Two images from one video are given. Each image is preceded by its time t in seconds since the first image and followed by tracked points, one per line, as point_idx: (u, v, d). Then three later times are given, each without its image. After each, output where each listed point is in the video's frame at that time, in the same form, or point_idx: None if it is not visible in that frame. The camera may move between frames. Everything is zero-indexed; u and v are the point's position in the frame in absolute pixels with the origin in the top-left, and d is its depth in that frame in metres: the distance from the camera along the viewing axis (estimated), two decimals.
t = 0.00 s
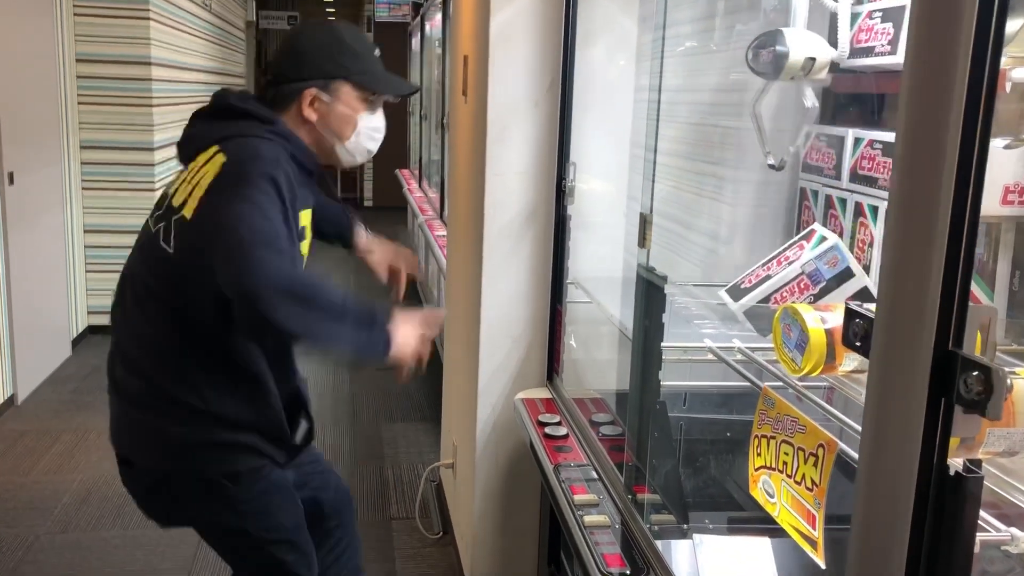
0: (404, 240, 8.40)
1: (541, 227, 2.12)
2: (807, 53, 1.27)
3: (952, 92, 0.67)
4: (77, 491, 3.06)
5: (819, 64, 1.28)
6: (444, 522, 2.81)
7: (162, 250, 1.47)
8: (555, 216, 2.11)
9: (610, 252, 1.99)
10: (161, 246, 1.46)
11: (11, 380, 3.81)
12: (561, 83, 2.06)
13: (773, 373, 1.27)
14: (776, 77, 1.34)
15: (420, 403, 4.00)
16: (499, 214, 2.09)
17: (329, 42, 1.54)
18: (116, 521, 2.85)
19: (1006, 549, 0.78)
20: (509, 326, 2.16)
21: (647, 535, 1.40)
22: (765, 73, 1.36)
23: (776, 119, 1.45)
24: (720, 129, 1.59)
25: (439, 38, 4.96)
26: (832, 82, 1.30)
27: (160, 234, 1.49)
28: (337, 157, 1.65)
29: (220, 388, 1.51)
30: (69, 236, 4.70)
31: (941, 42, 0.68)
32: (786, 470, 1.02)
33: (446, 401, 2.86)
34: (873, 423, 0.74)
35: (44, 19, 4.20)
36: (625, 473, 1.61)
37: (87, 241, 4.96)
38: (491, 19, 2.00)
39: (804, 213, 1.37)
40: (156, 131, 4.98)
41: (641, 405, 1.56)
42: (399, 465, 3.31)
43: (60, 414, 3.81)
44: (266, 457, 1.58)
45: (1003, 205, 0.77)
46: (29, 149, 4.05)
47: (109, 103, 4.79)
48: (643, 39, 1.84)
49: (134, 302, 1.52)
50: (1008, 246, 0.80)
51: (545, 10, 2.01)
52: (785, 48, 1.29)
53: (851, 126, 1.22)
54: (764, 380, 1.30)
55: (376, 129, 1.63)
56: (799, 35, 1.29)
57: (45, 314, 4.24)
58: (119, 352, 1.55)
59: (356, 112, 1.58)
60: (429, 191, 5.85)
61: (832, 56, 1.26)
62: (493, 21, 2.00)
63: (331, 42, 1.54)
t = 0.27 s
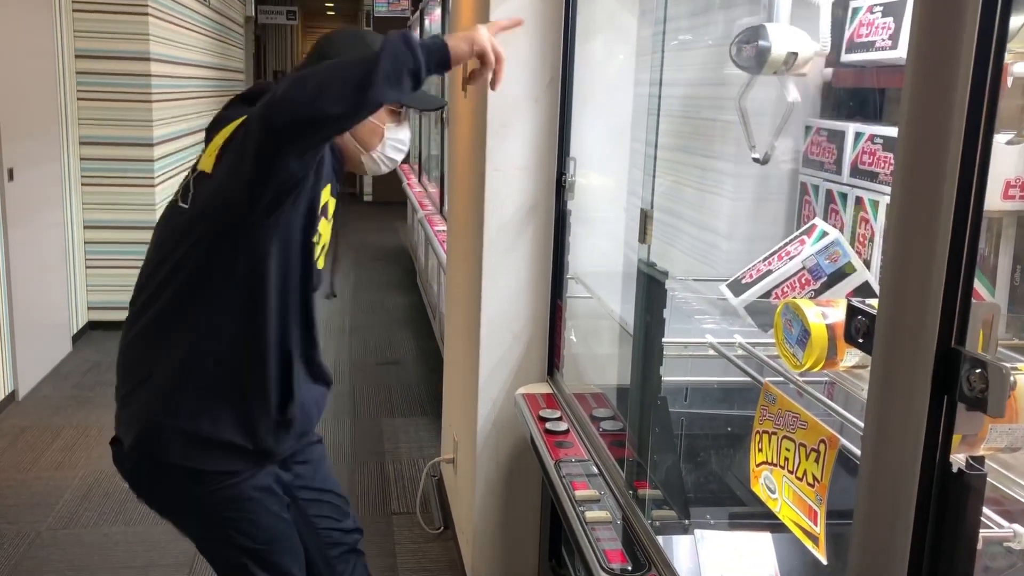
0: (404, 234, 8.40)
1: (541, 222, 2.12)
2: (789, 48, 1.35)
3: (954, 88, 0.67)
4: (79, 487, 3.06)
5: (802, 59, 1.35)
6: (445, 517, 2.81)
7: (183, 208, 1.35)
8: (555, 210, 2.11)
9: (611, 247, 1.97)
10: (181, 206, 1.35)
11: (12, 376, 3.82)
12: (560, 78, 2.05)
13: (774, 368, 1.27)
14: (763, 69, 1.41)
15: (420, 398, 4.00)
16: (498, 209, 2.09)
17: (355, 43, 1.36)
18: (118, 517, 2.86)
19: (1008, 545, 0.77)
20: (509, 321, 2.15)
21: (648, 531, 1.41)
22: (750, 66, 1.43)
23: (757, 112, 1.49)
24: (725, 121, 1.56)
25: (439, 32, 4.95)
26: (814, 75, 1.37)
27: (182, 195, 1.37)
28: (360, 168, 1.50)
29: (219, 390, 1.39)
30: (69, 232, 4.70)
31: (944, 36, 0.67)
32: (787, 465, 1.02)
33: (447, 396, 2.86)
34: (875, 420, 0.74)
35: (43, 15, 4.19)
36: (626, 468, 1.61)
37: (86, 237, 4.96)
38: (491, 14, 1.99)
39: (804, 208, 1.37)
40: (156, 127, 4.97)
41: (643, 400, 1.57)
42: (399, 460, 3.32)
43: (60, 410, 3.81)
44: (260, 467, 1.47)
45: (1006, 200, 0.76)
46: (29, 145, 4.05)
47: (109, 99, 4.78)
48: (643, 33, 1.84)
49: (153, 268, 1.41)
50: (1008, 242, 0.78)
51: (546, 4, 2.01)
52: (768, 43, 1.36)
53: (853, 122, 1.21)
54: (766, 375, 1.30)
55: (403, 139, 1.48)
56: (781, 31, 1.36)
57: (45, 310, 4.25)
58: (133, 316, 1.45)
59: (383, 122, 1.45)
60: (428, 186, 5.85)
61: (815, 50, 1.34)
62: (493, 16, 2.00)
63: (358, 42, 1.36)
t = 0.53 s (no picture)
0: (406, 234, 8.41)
1: (542, 220, 2.12)
2: (775, 46, 1.39)
3: (952, 86, 0.68)
4: (83, 487, 3.07)
5: (785, 57, 1.40)
6: (448, 515, 2.82)
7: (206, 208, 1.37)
8: (557, 209, 2.12)
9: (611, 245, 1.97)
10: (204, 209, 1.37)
11: (17, 377, 3.83)
12: (561, 77, 2.06)
13: (776, 365, 1.27)
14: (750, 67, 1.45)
15: (422, 397, 4.01)
16: (500, 208, 2.09)
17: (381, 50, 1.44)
18: (122, 517, 2.87)
19: (1007, 539, 0.77)
20: (511, 320, 2.16)
21: (650, 527, 1.42)
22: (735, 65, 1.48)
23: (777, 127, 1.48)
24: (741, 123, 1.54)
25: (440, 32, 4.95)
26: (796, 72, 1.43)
27: (203, 196, 1.39)
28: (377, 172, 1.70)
29: (243, 394, 1.40)
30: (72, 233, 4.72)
31: (943, 34, 0.68)
32: (788, 462, 1.02)
33: (450, 395, 2.86)
34: (875, 415, 0.74)
35: (45, 17, 4.20)
36: (628, 466, 1.61)
37: (90, 238, 4.98)
38: (492, 14, 2.00)
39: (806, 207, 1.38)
40: (158, 128, 4.98)
41: (644, 396, 1.57)
42: (402, 459, 3.32)
43: (64, 410, 3.82)
44: (284, 467, 1.48)
45: (1006, 196, 0.76)
46: (32, 146, 4.06)
47: (111, 100, 4.80)
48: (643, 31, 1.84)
49: (174, 270, 1.43)
50: (1008, 239, 0.77)
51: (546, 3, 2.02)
52: (753, 40, 1.40)
53: (854, 120, 1.22)
54: (766, 372, 1.31)
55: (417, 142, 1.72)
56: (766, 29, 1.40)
57: (49, 311, 4.26)
58: (153, 317, 1.47)
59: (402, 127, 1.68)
60: (430, 185, 5.86)
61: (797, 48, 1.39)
62: (494, 16, 2.00)
63: (383, 49, 1.44)
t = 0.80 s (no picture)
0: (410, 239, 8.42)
1: (545, 224, 2.13)
2: (760, 50, 1.42)
3: (950, 89, 0.68)
4: (88, 491, 3.08)
5: (772, 61, 1.42)
6: (452, 520, 2.82)
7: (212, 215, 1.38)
8: (560, 213, 2.13)
9: (613, 248, 1.96)
10: (210, 214, 1.37)
11: (22, 381, 3.84)
12: (563, 83, 2.07)
13: (778, 368, 1.27)
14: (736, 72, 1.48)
15: (426, 401, 4.02)
16: (503, 213, 2.10)
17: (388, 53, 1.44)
18: (127, 521, 2.87)
19: (1008, 540, 0.77)
20: (514, 324, 2.17)
21: (653, 529, 1.43)
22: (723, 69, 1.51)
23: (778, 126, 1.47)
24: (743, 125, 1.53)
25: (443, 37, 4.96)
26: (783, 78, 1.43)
27: (209, 203, 1.39)
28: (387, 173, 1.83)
29: (248, 402, 1.41)
30: (77, 238, 4.74)
31: (940, 38, 0.68)
32: (791, 464, 1.02)
33: (454, 400, 2.87)
34: (874, 417, 0.75)
35: (50, 23, 4.23)
36: (631, 469, 1.62)
37: (95, 243, 4.99)
38: (494, 20, 2.01)
39: (809, 209, 1.38)
40: (162, 133, 5.00)
41: (648, 400, 1.59)
42: (406, 463, 3.33)
43: (69, 415, 3.83)
44: (288, 474, 1.49)
45: (1007, 199, 0.75)
46: (37, 152, 4.08)
47: (116, 106, 4.82)
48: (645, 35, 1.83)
49: (179, 276, 1.43)
50: (1012, 240, 0.76)
51: (547, 9, 2.03)
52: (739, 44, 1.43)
53: (854, 124, 1.22)
54: (768, 376, 1.30)
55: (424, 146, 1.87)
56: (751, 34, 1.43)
57: (54, 316, 4.27)
58: (159, 322, 1.47)
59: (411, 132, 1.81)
60: (433, 190, 5.86)
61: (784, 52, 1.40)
62: (497, 22, 2.01)
63: (389, 52, 1.44)
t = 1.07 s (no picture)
0: (414, 247, 8.44)
1: (548, 233, 2.14)
2: (749, 60, 1.44)
3: (946, 102, 0.69)
4: (93, 500, 3.09)
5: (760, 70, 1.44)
6: (456, 529, 2.82)
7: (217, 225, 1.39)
8: (563, 221, 2.14)
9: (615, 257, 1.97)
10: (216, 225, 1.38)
11: (27, 391, 3.86)
12: (565, 93, 2.08)
13: (780, 378, 1.27)
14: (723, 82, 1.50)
15: (430, 410, 4.02)
16: (506, 222, 2.11)
17: (388, 59, 1.45)
18: (132, 530, 2.88)
19: (1008, 549, 0.77)
20: (517, 332, 2.17)
21: (657, 540, 1.41)
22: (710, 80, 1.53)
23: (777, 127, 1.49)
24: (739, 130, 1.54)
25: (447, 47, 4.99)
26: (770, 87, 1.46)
27: (214, 214, 1.40)
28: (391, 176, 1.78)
29: (254, 412, 1.41)
30: (82, 248, 4.76)
31: (935, 52, 0.69)
32: (792, 473, 1.03)
33: (457, 408, 2.87)
34: (873, 426, 0.76)
35: (56, 34, 4.26)
36: (634, 478, 1.62)
37: (100, 253, 5.02)
38: (497, 30, 2.02)
39: (811, 218, 1.39)
40: (167, 143, 5.02)
41: (650, 409, 1.58)
42: (410, 472, 3.33)
43: (74, 424, 3.85)
44: (293, 483, 1.50)
45: (1007, 208, 0.76)
46: (43, 162, 4.10)
47: (121, 116, 4.85)
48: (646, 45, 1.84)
49: (184, 287, 1.44)
50: (1012, 249, 0.77)
51: (549, 19, 2.04)
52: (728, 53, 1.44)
53: (855, 133, 1.23)
54: (771, 386, 1.31)
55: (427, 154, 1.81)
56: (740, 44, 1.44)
57: (59, 325, 4.29)
58: (164, 332, 1.48)
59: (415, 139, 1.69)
60: (437, 199, 5.88)
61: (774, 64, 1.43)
62: (499, 32, 2.03)
63: (390, 59, 1.45)
